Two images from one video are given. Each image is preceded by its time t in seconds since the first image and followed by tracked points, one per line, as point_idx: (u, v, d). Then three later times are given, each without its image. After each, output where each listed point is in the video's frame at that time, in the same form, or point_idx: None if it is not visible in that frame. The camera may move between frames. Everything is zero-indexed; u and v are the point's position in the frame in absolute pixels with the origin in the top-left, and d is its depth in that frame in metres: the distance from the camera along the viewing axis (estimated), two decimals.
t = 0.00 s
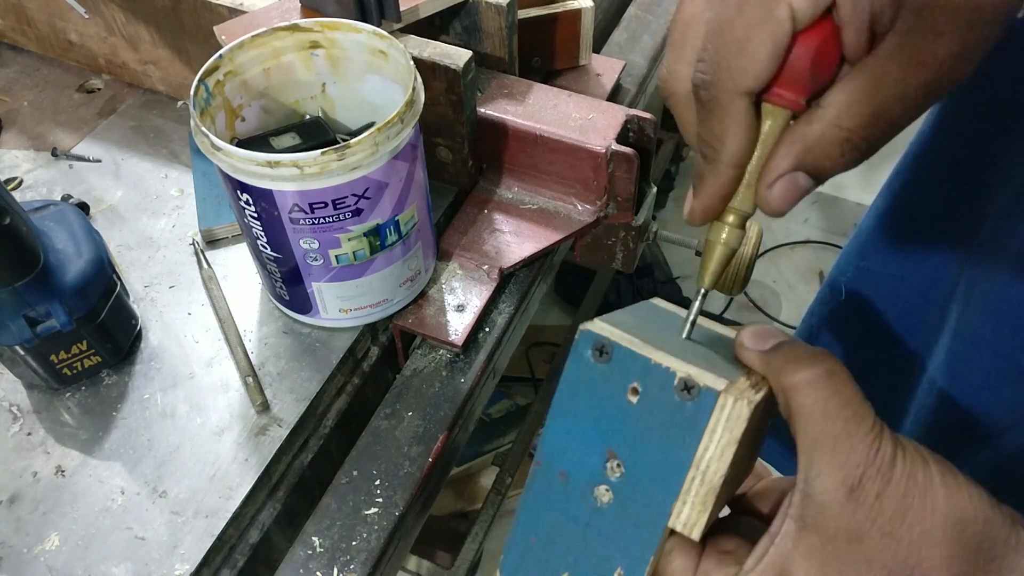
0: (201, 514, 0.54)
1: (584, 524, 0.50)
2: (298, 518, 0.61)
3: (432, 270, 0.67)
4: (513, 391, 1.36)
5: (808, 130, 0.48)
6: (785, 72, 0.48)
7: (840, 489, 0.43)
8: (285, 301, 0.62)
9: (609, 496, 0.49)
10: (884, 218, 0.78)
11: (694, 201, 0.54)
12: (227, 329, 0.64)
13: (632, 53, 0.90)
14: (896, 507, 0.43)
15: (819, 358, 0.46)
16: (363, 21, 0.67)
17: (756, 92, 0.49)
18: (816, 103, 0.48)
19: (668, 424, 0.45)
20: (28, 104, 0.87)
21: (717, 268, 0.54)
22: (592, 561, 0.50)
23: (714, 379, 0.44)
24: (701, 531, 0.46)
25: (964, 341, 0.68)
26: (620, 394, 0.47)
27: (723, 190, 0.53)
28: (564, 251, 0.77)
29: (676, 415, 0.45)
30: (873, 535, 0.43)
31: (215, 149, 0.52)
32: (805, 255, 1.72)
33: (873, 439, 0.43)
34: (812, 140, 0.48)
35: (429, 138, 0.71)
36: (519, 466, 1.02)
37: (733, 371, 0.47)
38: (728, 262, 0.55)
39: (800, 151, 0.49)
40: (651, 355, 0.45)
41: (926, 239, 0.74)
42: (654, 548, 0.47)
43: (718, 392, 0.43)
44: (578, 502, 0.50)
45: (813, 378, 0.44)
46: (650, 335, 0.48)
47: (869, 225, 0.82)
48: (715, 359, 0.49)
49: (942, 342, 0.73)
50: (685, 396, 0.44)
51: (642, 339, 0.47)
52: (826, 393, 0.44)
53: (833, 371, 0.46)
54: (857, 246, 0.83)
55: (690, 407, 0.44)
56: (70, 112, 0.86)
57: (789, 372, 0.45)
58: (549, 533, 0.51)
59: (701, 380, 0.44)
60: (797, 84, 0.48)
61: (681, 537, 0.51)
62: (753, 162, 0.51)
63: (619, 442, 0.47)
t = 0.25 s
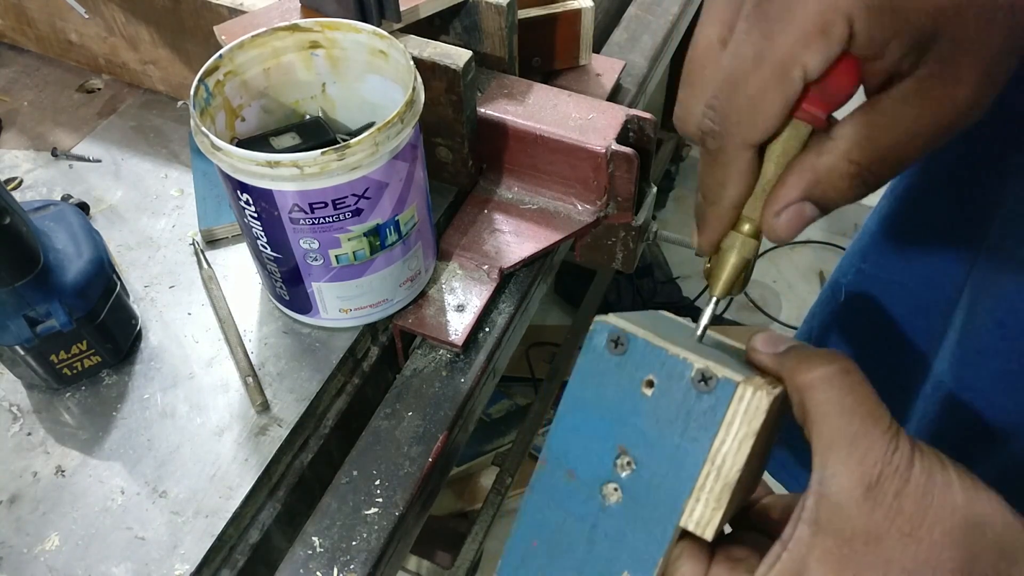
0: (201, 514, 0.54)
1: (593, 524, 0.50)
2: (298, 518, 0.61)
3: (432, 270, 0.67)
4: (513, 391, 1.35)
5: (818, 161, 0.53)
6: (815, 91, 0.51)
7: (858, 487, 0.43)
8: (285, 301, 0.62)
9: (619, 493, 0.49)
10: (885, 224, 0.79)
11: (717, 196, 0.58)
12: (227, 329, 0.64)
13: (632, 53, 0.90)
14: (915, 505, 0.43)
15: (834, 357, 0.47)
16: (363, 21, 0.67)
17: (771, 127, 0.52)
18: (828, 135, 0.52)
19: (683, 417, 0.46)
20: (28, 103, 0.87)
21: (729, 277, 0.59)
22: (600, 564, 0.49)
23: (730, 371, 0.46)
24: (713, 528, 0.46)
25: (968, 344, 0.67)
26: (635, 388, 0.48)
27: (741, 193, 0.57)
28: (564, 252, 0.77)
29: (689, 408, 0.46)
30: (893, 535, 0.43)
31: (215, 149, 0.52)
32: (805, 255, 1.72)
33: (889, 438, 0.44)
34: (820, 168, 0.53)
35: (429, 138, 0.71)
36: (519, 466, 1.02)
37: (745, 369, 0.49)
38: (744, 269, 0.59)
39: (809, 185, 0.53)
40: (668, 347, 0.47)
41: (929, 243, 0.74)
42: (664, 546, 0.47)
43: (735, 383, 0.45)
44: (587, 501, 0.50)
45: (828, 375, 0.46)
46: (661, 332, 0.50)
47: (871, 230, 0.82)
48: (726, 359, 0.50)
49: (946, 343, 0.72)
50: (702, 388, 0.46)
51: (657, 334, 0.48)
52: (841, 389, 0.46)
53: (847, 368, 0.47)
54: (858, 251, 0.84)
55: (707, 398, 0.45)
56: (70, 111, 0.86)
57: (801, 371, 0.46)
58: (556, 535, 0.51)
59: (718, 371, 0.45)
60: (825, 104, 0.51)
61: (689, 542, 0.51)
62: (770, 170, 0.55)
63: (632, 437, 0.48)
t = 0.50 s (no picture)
0: (201, 514, 0.54)
1: (590, 524, 0.48)
2: (298, 517, 0.61)
3: (432, 270, 0.67)
4: (513, 391, 1.35)
5: (816, 175, 0.54)
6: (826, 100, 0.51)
7: (866, 477, 0.43)
8: (285, 301, 0.62)
9: (616, 491, 0.47)
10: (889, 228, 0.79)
11: (712, 213, 0.58)
12: (227, 329, 0.64)
13: (632, 53, 0.90)
14: (925, 494, 0.43)
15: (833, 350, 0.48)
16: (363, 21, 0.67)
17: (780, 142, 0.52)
18: (823, 149, 0.53)
19: (683, 407, 0.45)
20: (28, 103, 0.87)
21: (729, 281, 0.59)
22: (596, 567, 0.47)
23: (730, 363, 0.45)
24: (715, 525, 0.44)
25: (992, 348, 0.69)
26: (633, 380, 0.47)
27: (739, 204, 0.57)
28: (563, 252, 0.77)
29: (690, 398, 0.45)
30: (903, 527, 0.43)
31: (215, 150, 0.52)
32: (805, 255, 1.72)
33: (896, 427, 0.44)
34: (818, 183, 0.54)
35: (429, 138, 0.71)
36: (519, 466, 1.02)
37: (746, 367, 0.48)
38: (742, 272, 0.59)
39: (807, 198, 0.54)
40: (667, 338, 0.46)
41: (936, 246, 0.75)
42: (664, 545, 0.46)
43: (736, 371, 0.44)
44: (584, 500, 0.48)
45: (832, 365, 0.46)
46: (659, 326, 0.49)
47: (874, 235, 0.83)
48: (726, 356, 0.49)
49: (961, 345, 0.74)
50: (702, 378, 0.45)
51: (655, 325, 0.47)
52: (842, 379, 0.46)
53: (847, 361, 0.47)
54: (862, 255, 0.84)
55: (707, 388, 0.45)
56: (70, 111, 0.86)
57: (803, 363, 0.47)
58: (551, 536, 0.49)
59: (718, 361, 0.45)
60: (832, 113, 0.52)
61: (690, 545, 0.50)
62: (770, 174, 0.55)
63: (630, 430, 0.47)
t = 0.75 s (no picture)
0: (201, 514, 0.54)
1: (566, 503, 0.48)
2: (298, 518, 0.61)
3: (432, 270, 0.67)
4: (513, 391, 1.35)
5: (798, 172, 0.53)
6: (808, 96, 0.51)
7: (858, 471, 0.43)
8: (285, 301, 0.62)
9: (593, 471, 0.47)
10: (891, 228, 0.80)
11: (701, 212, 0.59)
12: (227, 329, 0.64)
13: (632, 53, 0.90)
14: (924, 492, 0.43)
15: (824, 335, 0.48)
16: (363, 21, 0.67)
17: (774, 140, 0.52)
18: (807, 147, 0.53)
19: (662, 387, 0.45)
20: (28, 104, 0.87)
21: (712, 276, 0.58)
22: (571, 546, 0.47)
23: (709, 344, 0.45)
24: (688, 505, 0.44)
25: (985, 349, 0.68)
26: (614, 359, 0.47)
27: (722, 201, 0.57)
28: (563, 252, 0.77)
29: (670, 378, 0.45)
30: (880, 512, 0.42)
31: (215, 150, 0.52)
32: (805, 255, 1.72)
33: (891, 423, 0.44)
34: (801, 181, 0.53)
35: (429, 138, 0.71)
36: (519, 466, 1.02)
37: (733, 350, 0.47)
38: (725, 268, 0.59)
39: (789, 194, 0.53)
40: (647, 318, 0.46)
41: (941, 244, 0.75)
42: (639, 525, 0.45)
43: (713, 350, 0.44)
44: (561, 479, 0.48)
45: (813, 349, 0.46)
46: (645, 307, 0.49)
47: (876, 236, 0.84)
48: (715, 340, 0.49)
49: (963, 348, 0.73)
50: (680, 357, 0.44)
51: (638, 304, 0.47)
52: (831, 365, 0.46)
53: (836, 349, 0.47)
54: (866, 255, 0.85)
55: (686, 368, 0.44)
56: (70, 112, 0.86)
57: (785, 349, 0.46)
58: (528, 516, 0.49)
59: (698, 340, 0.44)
60: (816, 110, 0.52)
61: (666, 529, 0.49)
62: (752, 173, 0.55)
63: (608, 410, 0.47)
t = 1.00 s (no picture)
0: (200, 514, 0.54)
1: (561, 495, 0.48)
2: (298, 518, 0.61)
3: (432, 270, 0.67)
4: (513, 391, 1.35)
5: (789, 188, 0.53)
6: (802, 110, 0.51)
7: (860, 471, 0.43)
8: (285, 301, 0.62)
9: (588, 464, 0.47)
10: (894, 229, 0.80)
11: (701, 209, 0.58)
12: (227, 329, 0.64)
13: (632, 53, 0.90)
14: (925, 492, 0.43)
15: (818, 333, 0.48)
16: (363, 21, 0.67)
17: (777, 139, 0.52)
18: (800, 163, 0.52)
19: (656, 382, 0.45)
20: (28, 103, 0.87)
21: (706, 288, 0.58)
22: (565, 537, 0.48)
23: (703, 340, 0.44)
24: (680, 498, 0.44)
25: (988, 356, 0.68)
26: (609, 353, 0.47)
27: (716, 215, 0.56)
28: (564, 252, 0.77)
29: (664, 372, 0.45)
30: (868, 509, 0.42)
31: (215, 150, 0.52)
32: (804, 255, 1.72)
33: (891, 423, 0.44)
34: (791, 197, 0.53)
35: (429, 138, 0.71)
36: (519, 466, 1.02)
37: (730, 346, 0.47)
38: (719, 279, 0.59)
39: (782, 210, 0.53)
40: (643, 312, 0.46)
41: (941, 248, 0.75)
42: (631, 518, 0.46)
43: (707, 345, 0.43)
44: (556, 471, 0.48)
45: (810, 347, 0.46)
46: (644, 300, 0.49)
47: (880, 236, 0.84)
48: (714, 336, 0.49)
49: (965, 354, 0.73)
50: (675, 352, 0.44)
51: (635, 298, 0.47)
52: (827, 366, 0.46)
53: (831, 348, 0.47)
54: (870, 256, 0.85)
55: (680, 363, 0.44)
56: (70, 111, 0.86)
57: (782, 346, 0.47)
58: (524, 507, 0.49)
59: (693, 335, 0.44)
60: (810, 124, 0.51)
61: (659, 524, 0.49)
62: (746, 187, 0.55)
63: (603, 404, 0.47)
